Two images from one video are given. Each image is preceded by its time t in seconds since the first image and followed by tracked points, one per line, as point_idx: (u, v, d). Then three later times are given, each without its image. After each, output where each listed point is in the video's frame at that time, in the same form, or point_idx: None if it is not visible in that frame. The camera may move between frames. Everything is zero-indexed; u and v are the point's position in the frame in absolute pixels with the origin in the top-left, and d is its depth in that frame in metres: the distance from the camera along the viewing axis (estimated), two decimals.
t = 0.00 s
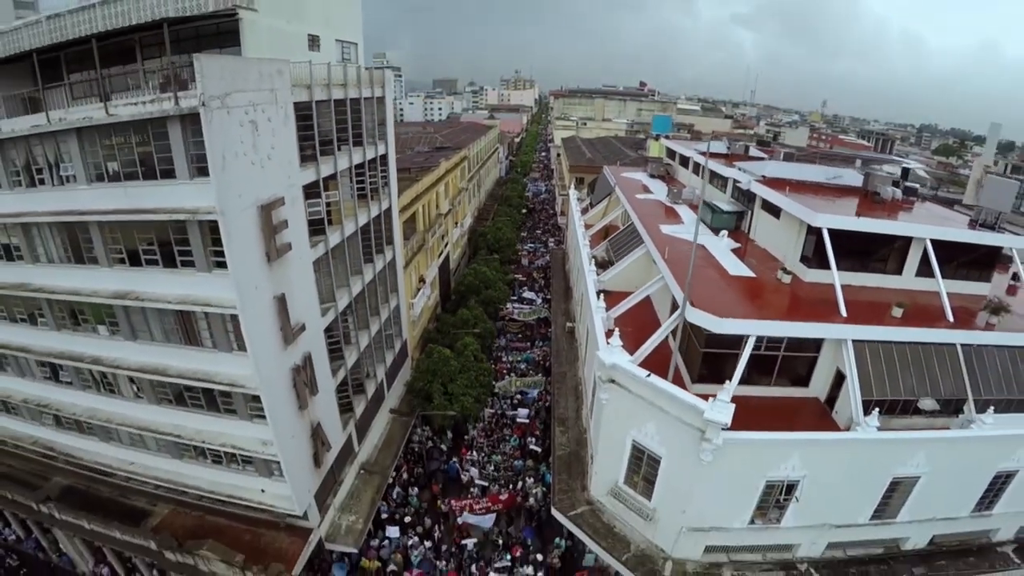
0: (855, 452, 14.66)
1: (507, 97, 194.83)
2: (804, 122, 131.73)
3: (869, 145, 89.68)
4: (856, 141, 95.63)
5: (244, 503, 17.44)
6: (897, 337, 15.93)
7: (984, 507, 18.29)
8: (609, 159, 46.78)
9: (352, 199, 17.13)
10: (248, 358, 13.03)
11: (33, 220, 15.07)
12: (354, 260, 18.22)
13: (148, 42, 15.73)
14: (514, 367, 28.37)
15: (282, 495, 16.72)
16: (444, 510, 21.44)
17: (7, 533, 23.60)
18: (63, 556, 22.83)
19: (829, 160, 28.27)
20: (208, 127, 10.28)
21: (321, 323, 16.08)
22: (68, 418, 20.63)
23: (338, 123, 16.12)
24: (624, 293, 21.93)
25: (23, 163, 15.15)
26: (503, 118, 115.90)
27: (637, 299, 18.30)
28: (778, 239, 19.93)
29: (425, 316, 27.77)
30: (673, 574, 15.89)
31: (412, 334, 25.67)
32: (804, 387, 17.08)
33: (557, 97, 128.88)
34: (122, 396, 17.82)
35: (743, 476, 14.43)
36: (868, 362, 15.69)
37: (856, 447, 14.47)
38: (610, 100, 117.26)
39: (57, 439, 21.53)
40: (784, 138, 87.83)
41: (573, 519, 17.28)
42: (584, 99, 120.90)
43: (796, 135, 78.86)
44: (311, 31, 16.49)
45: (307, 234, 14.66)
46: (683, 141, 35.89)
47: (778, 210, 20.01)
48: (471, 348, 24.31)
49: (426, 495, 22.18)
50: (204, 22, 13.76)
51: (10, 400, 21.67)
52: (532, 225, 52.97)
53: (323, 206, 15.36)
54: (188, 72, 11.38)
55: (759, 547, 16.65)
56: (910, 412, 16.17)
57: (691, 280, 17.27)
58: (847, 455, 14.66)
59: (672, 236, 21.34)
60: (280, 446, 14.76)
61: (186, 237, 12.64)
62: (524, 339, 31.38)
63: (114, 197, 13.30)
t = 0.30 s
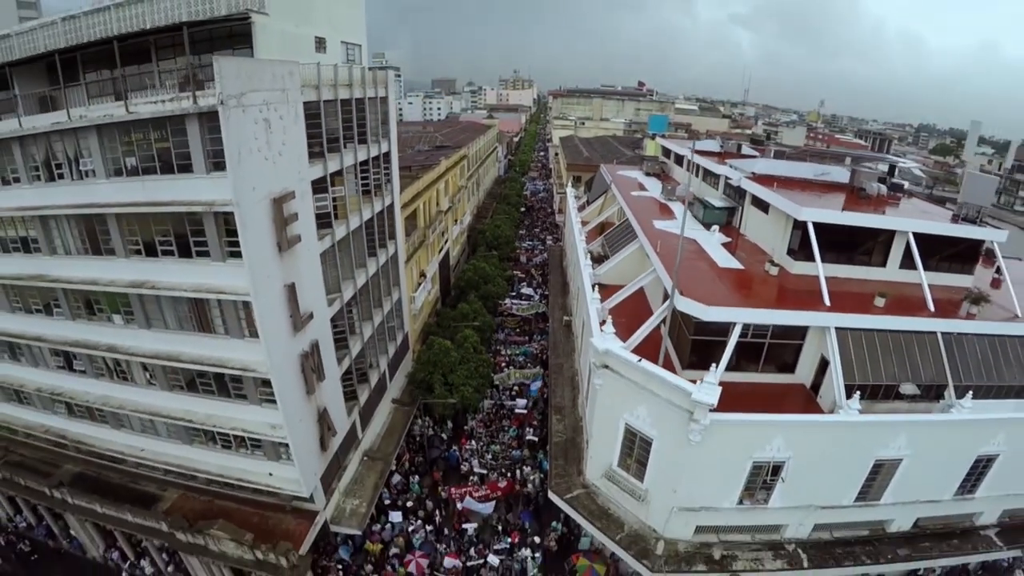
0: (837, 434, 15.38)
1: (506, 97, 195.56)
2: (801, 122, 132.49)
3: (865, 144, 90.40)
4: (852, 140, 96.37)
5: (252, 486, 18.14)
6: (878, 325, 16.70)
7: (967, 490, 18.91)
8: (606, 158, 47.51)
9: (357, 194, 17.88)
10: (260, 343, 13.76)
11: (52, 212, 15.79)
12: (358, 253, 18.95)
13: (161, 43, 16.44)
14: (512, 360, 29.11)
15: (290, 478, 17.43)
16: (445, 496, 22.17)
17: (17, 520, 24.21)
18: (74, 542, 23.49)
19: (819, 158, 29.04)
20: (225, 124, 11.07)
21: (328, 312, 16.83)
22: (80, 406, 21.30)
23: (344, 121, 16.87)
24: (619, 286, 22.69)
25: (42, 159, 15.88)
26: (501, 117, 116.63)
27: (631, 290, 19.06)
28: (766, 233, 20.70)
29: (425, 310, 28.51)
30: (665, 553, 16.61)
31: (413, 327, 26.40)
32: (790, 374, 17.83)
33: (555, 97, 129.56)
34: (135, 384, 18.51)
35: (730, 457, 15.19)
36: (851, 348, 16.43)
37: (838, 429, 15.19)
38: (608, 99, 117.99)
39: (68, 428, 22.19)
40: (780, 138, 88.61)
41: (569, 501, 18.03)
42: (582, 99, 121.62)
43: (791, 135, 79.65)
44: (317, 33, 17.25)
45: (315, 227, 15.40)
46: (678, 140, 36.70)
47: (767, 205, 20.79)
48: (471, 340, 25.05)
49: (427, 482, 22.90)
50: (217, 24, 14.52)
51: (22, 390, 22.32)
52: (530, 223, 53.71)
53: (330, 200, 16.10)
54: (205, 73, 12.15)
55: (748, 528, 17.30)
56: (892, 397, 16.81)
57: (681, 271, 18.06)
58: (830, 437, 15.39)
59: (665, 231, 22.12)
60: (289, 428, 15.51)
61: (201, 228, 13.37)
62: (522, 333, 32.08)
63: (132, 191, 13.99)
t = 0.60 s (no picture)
0: (820, 416, 16.17)
1: (505, 97, 196.32)
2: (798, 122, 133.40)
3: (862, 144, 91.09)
4: (848, 139, 97.20)
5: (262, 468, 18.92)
6: (860, 314, 17.53)
7: (948, 474, 19.56)
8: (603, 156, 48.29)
9: (362, 190, 18.68)
10: (273, 329, 14.56)
11: (72, 205, 16.58)
12: (363, 246, 19.75)
13: (175, 43, 17.22)
14: (511, 353, 29.92)
15: (298, 461, 18.25)
16: (445, 483, 22.97)
17: (30, 506, 24.95)
18: (86, 527, 24.23)
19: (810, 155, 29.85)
20: (243, 122, 11.92)
21: (335, 302, 17.66)
22: (93, 394, 22.05)
23: (350, 120, 17.70)
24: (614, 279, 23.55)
25: (63, 154, 16.68)
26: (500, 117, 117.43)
27: (625, 282, 19.89)
28: (755, 228, 21.57)
29: (426, 304, 29.32)
30: (657, 532, 17.41)
31: (415, 320, 27.21)
32: (777, 361, 18.63)
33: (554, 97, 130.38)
34: (149, 371, 19.28)
35: (718, 438, 16.01)
36: (834, 335, 17.24)
37: (820, 411, 16.00)
38: (606, 99, 118.86)
39: (81, 416, 22.93)
40: (777, 137, 89.44)
41: (566, 484, 18.85)
42: (580, 99, 122.47)
43: (788, 134, 80.44)
44: (323, 35, 18.10)
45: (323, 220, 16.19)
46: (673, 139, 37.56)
47: (756, 201, 21.63)
48: (471, 332, 25.86)
49: (429, 468, 23.65)
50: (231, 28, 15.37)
51: (37, 379, 23.06)
52: (529, 221, 54.50)
53: (337, 195, 16.92)
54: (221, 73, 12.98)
55: (737, 508, 18.09)
56: (874, 382, 17.62)
57: (673, 263, 18.91)
58: (813, 419, 16.18)
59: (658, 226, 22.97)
60: (300, 411, 16.34)
61: (217, 220, 14.18)
62: (521, 327, 32.87)
63: (150, 185, 14.76)
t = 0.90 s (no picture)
0: (806, 401, 16.94)
1: (506, 97, 197.07)
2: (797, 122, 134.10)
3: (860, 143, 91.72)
4: (847, 139, 97.79)
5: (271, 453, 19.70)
6: (844, 304, 18.31)
7: (934, 458, 20.18)
8: (602, 155, 49.05)
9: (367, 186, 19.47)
10: (285, 316, 15.35)
11: (92, 199, 17.35)
12: (368, 240, 20.55)
13: (189, 45, 18.01)
14: (512, 346, 30.71)
15: (306, 445, 19.05)
16: (447, 470, 23.64)
17: (42, 494, 25.69)
18: (98, 513, 25.00)
19: (803, 153, 30.60)
20: (259, 120, 12.79)
21: (342, 293, 18.46)
22: (107, 383, 22.80)
23: (357, 118, 18.49)
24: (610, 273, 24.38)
25: (82, 151, 17.47)
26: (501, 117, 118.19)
27: (620, 274, 20.71)
28: (747, 222, 22.37)
29: (428, 298, 30.13)
30: (651, 513, 18.18)
31: (417, 313, 28.02)
32: (766, 349, 19.40)
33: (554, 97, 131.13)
34: (162, 359, 20.06)
35: (708, 421, 16.79)
36: (820, 323, 18.01)
37: (806, 395, 16.78)
38: (606, 99, 119.55)
39: (94, 404, 23.69)
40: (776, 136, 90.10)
41: (564, 467, 19.65)
42: (580, 98, 123.24)
43: (785, 134, 81.17)
44: (330, 37, 18.92)
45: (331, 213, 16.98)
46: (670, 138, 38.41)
47: (747, 197, 22.42)
48: (472, 324, 26.65)
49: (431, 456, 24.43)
50: (245, 31, 16.17)
51: (51, 369, 23.82)
52: (529, 219, 55.30)
53: (344, 190, 17.73)
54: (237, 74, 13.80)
55: (728, 491, 18.85)
56: (860, 369, 18.37)
57: (667, 256, 19.76)
58: (799, 403, 16.93)
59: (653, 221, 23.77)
60: (309, 395, 17.15)
61: (232, 213, 14.98)
62: (522, 321, 33.63)
63: (168, 180, 15.54)
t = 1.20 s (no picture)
0: (798, 390, 17.51)
1: (506, 97, 197.55)
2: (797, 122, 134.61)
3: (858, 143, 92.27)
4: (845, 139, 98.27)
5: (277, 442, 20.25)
6: (835, 297, 18.88)
7: (924, 448, 20.69)
8: (602, 155, 49.60)
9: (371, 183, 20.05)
10: (294, 308, 15.92)
11: (105, 195, 17.90)
12: (372, 235, 21.12)
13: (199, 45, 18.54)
14: (512, 341, 31.28)
15: (312, 435, 19.60)
16: (449, 460, 24.07)
17: (51, 485, 26.24)
18: (106, 504, 25.52)
19: (798, 152, 31.15)
20: (270, 118, 13.41)
21: (348, 287, 19.05)
22: (116, 375, 23.35)
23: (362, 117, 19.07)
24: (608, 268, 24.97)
25: (96, 148, 18.01)
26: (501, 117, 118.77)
27: (618, 269, 21.31)
28: (741, 219, 22.97)
29: (430, 294, 30.68)
30: (647, 500, 18.71)
31: (419, 308, 28.58)
32: (759, 341, 19.96)
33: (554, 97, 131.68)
34: (172, 351, 20.59)
35: (702, 410, 17.38)
36: (811, 315, 18.57)
37: (797, 385, 17.35)
38: (605, 99, 120.13)
39: (103, 396, 24.22)
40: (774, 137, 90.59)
41: (563, 456, 20.23)
42: (579, 99, 123.67)
43: (783, 134, 81.75)
44: (336, 38, 19.50)
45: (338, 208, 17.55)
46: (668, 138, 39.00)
47: (742, 194, 22.99)
48: (473, 319, 27.22)
49: (434, 447, 24.97)
50: (255, 32, 16.72)
51: (61, 361, 24.37)
52: (529, 218, 55.83)
53: (349, 186, 18.31)
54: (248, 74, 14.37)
55: (722, 479, 19.42)
56: (850, 360, 18.93)
57: (663, 252, 20.35)
58: (791, 393, 17.49)
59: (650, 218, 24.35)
60: (316, 384, 17.73)
61: (243, 208, 15.55)
62: (522, 318, 34.17)
63: (180, 176, 16.07)
